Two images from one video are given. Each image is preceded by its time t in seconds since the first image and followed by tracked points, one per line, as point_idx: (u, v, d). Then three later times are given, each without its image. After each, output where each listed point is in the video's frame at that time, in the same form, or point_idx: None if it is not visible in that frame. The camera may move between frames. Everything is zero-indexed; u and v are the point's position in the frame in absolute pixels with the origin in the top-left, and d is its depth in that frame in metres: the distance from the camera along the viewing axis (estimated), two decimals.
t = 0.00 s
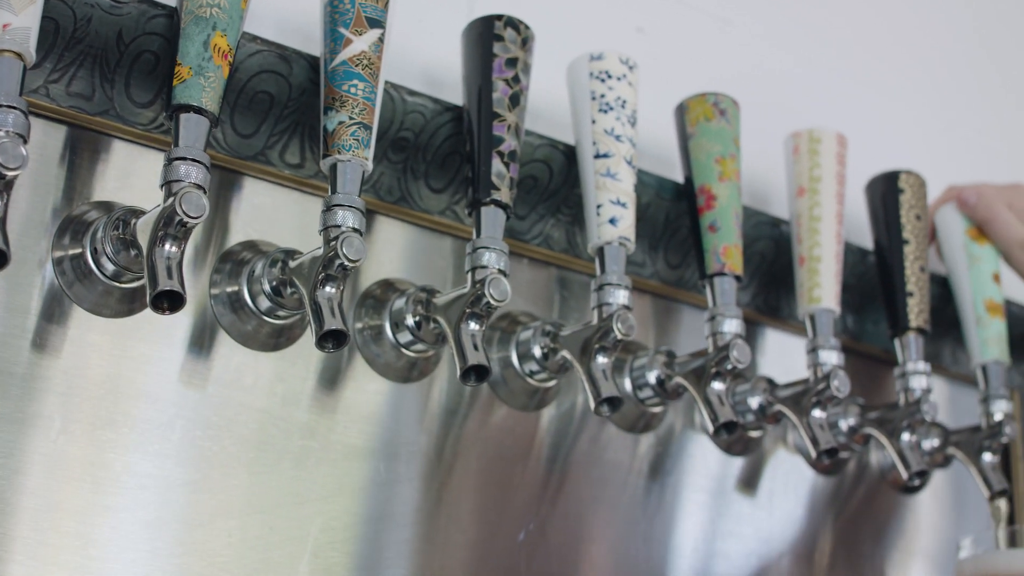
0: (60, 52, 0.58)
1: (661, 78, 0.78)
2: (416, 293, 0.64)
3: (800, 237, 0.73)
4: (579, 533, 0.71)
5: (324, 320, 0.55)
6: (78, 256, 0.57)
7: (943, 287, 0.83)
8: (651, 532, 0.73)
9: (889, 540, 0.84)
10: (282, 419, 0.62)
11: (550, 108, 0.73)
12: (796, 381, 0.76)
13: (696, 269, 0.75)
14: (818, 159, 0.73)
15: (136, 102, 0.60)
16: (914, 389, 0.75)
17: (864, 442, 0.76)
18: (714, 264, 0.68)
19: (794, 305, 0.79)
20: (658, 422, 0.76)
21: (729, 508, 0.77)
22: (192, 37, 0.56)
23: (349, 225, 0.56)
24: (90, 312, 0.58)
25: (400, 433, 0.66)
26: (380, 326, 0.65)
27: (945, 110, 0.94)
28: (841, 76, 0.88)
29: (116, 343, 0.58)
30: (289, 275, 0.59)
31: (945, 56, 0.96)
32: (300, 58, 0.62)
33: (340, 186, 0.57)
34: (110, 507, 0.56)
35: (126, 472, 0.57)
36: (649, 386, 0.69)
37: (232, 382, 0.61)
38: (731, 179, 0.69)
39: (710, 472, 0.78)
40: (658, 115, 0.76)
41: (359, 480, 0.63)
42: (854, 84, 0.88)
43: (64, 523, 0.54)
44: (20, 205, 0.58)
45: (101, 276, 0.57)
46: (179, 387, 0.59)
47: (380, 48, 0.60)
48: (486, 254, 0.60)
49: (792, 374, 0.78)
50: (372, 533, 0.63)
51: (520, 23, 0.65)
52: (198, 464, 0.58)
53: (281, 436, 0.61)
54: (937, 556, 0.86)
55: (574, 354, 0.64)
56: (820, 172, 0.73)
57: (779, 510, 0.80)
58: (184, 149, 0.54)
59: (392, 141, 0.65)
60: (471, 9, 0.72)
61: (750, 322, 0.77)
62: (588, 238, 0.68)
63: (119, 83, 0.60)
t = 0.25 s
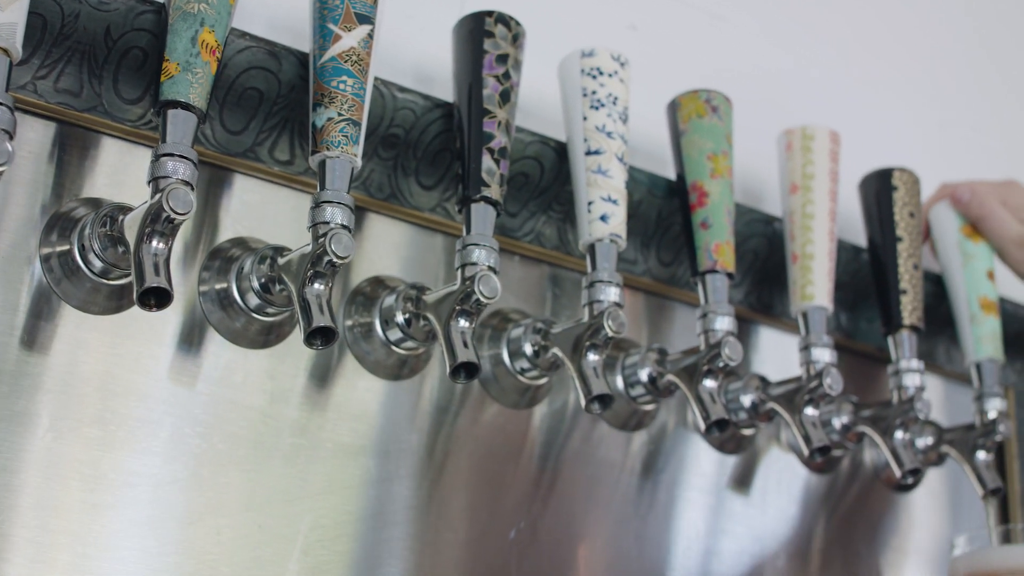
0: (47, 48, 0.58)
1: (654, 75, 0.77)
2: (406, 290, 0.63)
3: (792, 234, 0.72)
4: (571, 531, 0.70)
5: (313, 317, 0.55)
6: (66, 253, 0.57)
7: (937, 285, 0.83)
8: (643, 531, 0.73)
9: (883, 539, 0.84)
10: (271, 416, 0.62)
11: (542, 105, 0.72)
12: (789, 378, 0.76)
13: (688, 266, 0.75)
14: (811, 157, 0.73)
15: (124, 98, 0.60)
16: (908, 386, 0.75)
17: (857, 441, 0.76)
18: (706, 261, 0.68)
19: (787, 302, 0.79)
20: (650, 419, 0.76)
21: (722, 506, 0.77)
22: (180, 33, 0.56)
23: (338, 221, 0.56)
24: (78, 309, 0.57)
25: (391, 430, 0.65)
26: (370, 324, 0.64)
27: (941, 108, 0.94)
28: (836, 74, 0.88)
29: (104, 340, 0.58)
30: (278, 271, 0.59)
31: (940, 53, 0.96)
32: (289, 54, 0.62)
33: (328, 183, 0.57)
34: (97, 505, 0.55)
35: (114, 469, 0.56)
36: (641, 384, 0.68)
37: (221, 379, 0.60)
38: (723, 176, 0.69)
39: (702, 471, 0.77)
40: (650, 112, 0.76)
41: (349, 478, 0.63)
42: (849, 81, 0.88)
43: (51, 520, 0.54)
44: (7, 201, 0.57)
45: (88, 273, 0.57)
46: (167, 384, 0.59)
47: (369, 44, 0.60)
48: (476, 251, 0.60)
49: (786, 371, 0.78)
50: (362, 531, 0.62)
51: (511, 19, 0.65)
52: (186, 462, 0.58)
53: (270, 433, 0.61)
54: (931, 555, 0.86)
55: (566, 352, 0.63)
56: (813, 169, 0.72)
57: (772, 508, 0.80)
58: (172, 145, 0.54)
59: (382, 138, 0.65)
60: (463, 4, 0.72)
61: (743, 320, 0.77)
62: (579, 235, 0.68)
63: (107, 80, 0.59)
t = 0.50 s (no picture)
0: (34, 44, 0.57)
1: (646, 72, 0.77)
2: (395, 286, 0.63)
3: (784, 231, 0.72)
4: (562, 528, 0.70)
5: (300, 313, 0.54)
6: (53, 249, 0.57)
7: (929, 281, 0.83)
8: (634, 528, 0.73)
9: (876, 536, 0.84)
10: (260, 413, 0.61)
11: (533, 101, 0.72)
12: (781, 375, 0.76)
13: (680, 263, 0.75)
14: (802, 153, 0.73)
15: (111, 94, 0.60)
16: (900, 383, 0.75)
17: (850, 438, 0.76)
18: (697, 258, 0.67)
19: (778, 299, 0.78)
20: (642, 416, 0.76)
21: (713, 504, 0.77)
22: (167, 28, 0.55)
23: (326, 217, 0.56)
24: (65, 306, 0.57)
25: (380, 427, 0.65)
26: (359, 321, 0.64)
27: (934, 106, 0.94)
28: (828, 71, 0.87)
29: (90, 337, 0.58)
30: (266, 267, 0.59)
31: (934, 49, 0.96)
32: (277, 49, 0.62)
33: (316, 179, 0.57)
34: (84, 502, 0.55)
35: (101, 467, 0.56)
36: (632, 380, 0.68)
37: (209, 376, 0.60)
38: (715, 173, 0.69)
39: (694, 468, 0.77)
40: (642, 108, 0.76)
41: (337, 475, 0.63)
42: (844, 78, 0.88)
43: (36, 518, 0.54)
44: None
45: (75, 270, 0.57)
46: (155, 382, 0.59)
47: (357, 40, 0.60)
48: (464, 247, 0.60)
49: (778, 369, 0.78)
50: (351, 529, 0.62)
51: (501, 15, 0.65)
52: (173, 459, 0.58)
53: (258, 431, 0.61)
54: (924, 552, 0.86)
55: (556, 349, 0.63)
56: (805, 165, 0.72)
57: (764, 506, 0.79)
58: (158, 141, 0.53)
59: (371, 134, 0.64)
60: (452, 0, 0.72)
61: (735, 317, 0.77)
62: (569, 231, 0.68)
63: (94, 75, 0.59)
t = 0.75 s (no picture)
0: (20, 39, 0.57)
1: (637, 68, 0.77)
2: (384, 283, 0.63)
3: (776, 227, 0.72)
4: (552, 526, 0.70)
5: (287, 310, 0.54)
6: (39, 245, 0.56)
7: (923, 278, 0.83)
8: (626, 526, 0.73)
9: (869, 533, 0.84)
10: (248, 410, 0.61)
11: (523, 97, 0.72)
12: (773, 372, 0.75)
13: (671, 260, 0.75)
14: (794, 149, 0.73)
15: (98, 90, 0.60)
16: (892, 380, 0.74)
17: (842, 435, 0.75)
18: (688, 254, 0.67)
19: (770, 296, 0.78)
20: (634, 413, 0.75)
21: (706, 501, 0.77)
22: (153, 23, 0.55)
23: (313, 213, 0.56)
24: (52, 303, 0.57)
25: (370, 424, 0.65)
26: (348, 317, 0.64)
27: (926, 101, 0.94)
28: (820, 68, 0.88)
29: (76, 333, 0.57)
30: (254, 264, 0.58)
31: (926, 47, 0.96)
32: (265, 44, 0.61)
33: (303, 174, 0.56)
34: (70, 499, 0.55)
35: (88, 463, 0.56)
36: (623, 378, 0.68)
37: (196, 373, 0.60)
38: (706, 169, 0.69)
39: (686, 465, 0.77)
40: (633, 105, 0.76)
41: (327, 472, 0.63)
42: (837, 74, 0.89)
43: (22, 515, 0.53)
44: None
45: (62, 266, 0.56)
46: (142, 378, 0.58)
47: (345, 35, 0.60)
48: (453, 243, 0.59)
49: (770, 366, 0.78)
50: (340, 527, 0.62)
51: (490, 11, 0.65)
52: (160, 455, 0.58)
53: (246, 428, 0.61)
54: (917, 549, 0.86)
55: (546, 345, 0.63)
56: (796, 161, 0.72)
57: (757, 503, 0.79)
58: (144, 136, 0.53)
59: (360, 130, 0.64)
60: None
61: (728, 314, 0.77)
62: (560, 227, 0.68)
63: (81, 71, 0.59)
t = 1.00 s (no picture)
0: (8, 35, 0.57)
1: (630, 64, 0.77)
2: (374, 279, 0.63)
3: (768, 224, 0.72)
4: (543, 524, 0.70)
5: (275, 306, 0.54)
6: (26, 241, 0.56)
7: (916, 275, 0.83)
8: (617, 524, 0.72)
9: (862, 531, 0.84)
10: (236, 407, 0.61)
11: (514, 93, 0.72)
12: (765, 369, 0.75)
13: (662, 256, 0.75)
14: (787, 145, 0.72)
15: (87, 86, 0.59)
16: (885, 377, 0.74)
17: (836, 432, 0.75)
18: (679, 250, 0.67)
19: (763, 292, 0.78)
20: (626, 411, 0.75)
21: (698, 499, 0.77)
22: (140, 18, 0.55)
23: (301, 209, 0.55)
24: (39, 299, 0.56)
25: (360, 422, 0.65)
26: (337, 314, 0.64)
27: (921, 97, 0.94)
28: (812, 64, 0.88)
29: (64, 330, 0.57)
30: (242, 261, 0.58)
31: (922, 44, 0.96)
32: (253, 40, 0.61)
33: (291, 170, 0.56)
34: (57, 496, 0.54)
35: (75, 460, 0.55)
36: (614, 374, 0.68)
37: (184, 369, 0.60)
38: (697, 165, 0.68)
39: (679, 463, 0.77)
40: (625, 101, 0.76)
41: (316, 469, 0.62)
42: (832, 72, 0.89)
43: (8, 513, 0.53)
44: None
45: (49, 263, 0.56)
46: (130, 375, 0.58)
47: (333, 30, 0.60)
48: (442, 239, 0.59)
49: (763, 363, 0.77)
50: (329, 525, 0.62)
51: (480, 6, 0.64)
52: (148, 452, 0.58)
53: (234, 425, 0.60)
54: (910, 547, 0.86)
55: (537, 342, 0.63)
56: (789, 157, 0.72)
57: (750, 501, 0.79)
58: (131, 132, 0.53)
59: (349, 126, 0.64)
60: None
61: (721, 311, 0.77)
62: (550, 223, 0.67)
63: (69, 67, 0.59)
